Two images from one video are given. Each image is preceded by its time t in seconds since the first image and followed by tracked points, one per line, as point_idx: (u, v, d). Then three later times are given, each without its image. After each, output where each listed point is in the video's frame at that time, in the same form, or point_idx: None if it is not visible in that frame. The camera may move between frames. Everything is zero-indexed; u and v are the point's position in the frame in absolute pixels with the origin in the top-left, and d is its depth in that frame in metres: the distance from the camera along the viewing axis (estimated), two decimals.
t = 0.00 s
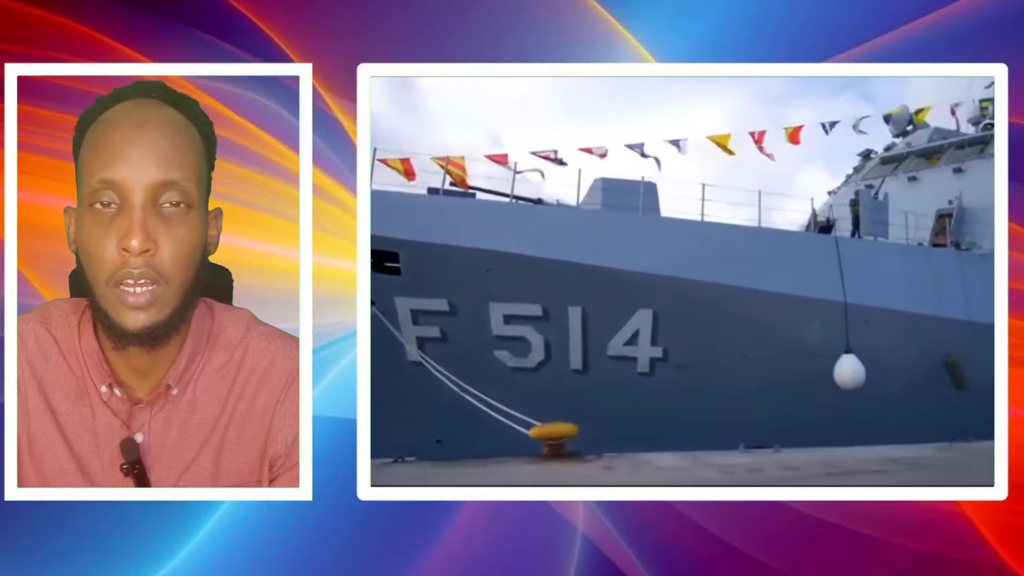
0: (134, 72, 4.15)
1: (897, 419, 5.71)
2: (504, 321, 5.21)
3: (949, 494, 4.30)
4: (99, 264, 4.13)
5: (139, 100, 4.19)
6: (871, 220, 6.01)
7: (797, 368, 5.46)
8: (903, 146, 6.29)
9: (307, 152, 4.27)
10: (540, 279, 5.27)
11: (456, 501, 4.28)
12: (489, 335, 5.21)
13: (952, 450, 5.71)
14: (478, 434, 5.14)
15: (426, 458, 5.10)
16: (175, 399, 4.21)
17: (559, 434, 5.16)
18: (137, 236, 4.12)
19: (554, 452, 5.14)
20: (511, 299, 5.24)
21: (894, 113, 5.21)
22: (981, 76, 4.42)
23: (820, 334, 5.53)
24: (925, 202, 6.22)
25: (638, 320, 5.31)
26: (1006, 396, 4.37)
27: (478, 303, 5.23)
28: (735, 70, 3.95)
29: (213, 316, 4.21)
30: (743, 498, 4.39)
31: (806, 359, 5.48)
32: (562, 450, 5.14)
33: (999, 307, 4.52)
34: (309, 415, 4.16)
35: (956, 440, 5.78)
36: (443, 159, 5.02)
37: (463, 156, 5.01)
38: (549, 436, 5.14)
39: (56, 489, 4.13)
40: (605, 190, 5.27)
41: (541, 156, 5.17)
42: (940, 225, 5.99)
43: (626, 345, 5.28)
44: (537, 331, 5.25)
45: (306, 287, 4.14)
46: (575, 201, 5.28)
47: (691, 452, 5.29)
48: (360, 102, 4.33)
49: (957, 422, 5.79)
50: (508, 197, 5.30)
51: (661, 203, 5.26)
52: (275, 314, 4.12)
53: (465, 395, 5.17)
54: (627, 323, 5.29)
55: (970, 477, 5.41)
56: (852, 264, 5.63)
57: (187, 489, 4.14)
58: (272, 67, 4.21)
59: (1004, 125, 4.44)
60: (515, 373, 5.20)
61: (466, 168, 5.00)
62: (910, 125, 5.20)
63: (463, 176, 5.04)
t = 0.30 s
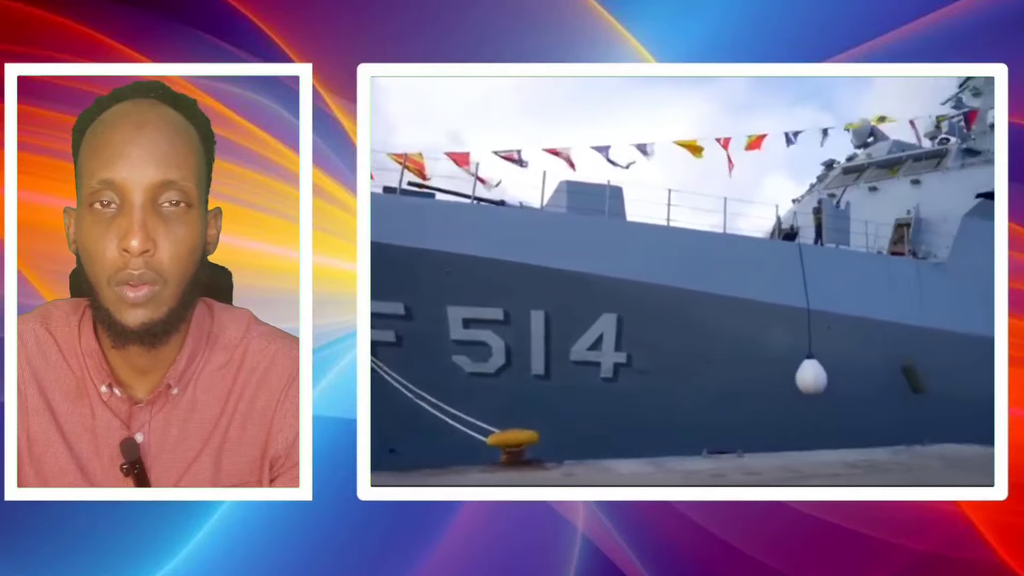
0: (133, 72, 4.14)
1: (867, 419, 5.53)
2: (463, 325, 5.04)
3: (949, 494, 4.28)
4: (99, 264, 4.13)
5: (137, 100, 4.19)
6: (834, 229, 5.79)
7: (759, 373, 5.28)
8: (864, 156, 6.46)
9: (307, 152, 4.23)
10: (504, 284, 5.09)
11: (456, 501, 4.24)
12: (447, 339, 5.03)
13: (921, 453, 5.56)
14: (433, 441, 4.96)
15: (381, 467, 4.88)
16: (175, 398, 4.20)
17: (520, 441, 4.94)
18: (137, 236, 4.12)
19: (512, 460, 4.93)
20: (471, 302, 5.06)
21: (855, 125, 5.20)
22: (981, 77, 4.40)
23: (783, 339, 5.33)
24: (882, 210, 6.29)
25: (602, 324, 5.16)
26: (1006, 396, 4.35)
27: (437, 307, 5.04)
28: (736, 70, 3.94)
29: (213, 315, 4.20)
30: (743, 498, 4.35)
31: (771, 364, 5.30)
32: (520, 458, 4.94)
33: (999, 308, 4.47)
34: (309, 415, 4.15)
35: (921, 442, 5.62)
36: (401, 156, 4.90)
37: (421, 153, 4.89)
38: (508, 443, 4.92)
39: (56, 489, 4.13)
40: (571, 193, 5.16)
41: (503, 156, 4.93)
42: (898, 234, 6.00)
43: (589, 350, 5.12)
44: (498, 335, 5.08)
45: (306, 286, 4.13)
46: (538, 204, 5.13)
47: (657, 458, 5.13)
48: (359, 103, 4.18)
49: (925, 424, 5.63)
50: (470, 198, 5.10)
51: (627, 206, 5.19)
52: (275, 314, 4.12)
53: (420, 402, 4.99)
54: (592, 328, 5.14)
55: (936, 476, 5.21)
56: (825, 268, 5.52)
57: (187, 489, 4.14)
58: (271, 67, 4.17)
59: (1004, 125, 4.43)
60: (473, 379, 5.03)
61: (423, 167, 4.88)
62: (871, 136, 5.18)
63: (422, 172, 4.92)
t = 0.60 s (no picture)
0: (134, 73, 4.14)
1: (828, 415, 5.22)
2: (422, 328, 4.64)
3: (949, 494, 4.22)
4: (100, 264, 4.13)
5: (137, 100, 4.18)
6: (798, 232, 5.53)
7: (745, 374, 4.97)
8: (829, 162, 5.91)
9: (307, 152, 4.18)
10: (465, 284, 4.72)
11: (454, 501, 4.15)
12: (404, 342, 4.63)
13: (882, 453, 5.23)
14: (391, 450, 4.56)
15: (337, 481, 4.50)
16: (174, 398, 4.20)
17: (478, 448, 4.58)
18: (137, 236, 4.11)
19: (474, 466, 4.58)
20: (430, 302, 4.66)
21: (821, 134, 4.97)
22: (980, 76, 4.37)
23: (751, 339, 5.01)
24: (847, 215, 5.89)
25: (570, 326, 4.80)
26: (1006, 395, 4.29)
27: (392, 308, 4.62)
28: (737, 69, 3.94)
29: (213, 315, 4.20)
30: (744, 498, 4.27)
31: (740, 365, 4.97)
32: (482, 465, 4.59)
33: (998, 308, 4.39)
34: (309, 415, 4.15)
35: (883, 442, 5.30)
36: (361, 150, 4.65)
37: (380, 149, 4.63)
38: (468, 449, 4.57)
39: (56, 489, 4.13)
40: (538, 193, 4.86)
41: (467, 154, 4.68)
42: (862, 237, 5.64)
43: (556, 352, 4.75)
44: (459, 337, 4.69)
45: (306, 287, 4.11)
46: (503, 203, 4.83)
47: (621, 461, 4.78)
48: (359, 103, 4.10)
49: (887, 424, 5.34)
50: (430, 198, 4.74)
51: (594, 207, 4.88)
52: (275, 314, 4.12)
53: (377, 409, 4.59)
54: (556, 331, 4.76)
55: (900, 476, 4.87)
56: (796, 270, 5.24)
57: (187, 489, 4.14)
58: (272, 68, 4.13)
59: (1003, 125, 4.41)
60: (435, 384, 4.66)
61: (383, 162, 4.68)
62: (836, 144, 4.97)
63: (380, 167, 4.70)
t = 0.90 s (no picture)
0: (134, 73, 4.13)
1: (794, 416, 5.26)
2: (382, 333, 4.54)
3: (949, 494, 4.21)
4: (100, 264, 4.12)
5: (137, 100, 4.17)
6: (767, 237, 5.46)
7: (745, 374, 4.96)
8: (796, 168, 6.03)
9: (307, 152, 4.17)
10: (431, 288, 4.62)
11: (455, 501, 4.14)
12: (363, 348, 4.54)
13: (847, 455, 5.25)
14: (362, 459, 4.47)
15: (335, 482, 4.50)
16: (174, 398, 4.20)
17: (444, 455, 4.48)
18: (137, 235, 4.11)
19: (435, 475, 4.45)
20: (391, 307, 4.57)
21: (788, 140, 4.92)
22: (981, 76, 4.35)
23: (717, 345, 5.02)
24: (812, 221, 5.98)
25: (536, 331, 4.74)
26: (1006, 395, 4.29)
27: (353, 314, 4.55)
28: (737, 69, 3.93)
29: (213, 315, 4.21)
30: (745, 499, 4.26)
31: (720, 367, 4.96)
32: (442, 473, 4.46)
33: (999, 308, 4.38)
34: (309, 415, 4.15)
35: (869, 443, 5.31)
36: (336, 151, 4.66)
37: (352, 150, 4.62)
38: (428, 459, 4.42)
39: (56, 489, 4.13)
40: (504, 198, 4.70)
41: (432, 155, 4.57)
42: (828, 245, 5.74)
43: (521, 358, 4.70)
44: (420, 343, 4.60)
45: (306, 287, 4.11)
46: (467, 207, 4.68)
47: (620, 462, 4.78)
48: (359, 103, 4.09)
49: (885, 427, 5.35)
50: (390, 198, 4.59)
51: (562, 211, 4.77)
52: (275, 314, 4.12)
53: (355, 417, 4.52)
54: (523, 337, 4.72)
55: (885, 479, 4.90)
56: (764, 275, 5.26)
57: (187, 489, 4.14)
58: (272, 68, 4.13)
59: (1003, 125, 4.40)
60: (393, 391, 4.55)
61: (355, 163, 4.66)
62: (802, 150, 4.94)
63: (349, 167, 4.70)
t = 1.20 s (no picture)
0: (134, 73, 4.13)
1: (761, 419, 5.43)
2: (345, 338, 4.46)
3: (949, 494, 4.21)
4: (100, 264, 4.12)
5: (137, 100, 4.18)
6: (740, 243, 5.68)
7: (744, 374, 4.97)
8: (768, 174, 6.47)
9: (307, 152, 4.17)
10: (405, 291, 4.52)
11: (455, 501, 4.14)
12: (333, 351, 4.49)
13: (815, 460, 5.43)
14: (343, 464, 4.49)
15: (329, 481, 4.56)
16: (174, 399, 4.20)
17: (407, 464, 4.41)
18: (137, 235, 4.11)
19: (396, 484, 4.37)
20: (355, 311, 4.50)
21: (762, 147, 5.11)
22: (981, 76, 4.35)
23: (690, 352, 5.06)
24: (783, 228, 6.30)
25: (502, 335, 4.68)
26: (1005, 396, 4.28)
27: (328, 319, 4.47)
28: (737, 69, 3.94)
29: (213, 315, 4.21)
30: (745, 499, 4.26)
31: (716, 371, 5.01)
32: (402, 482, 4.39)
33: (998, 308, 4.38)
34: (309, 415, 4.14)
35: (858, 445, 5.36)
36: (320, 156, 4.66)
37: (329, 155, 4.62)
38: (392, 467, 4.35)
39: (56, 489, 4.13)
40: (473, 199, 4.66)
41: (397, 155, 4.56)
42: (800, 250, 5.94)
43: (488, 362, 4.63)
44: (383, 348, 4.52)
45: (306, 287, 4.10)
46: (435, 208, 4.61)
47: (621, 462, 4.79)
48: (359, 103, 4.09)
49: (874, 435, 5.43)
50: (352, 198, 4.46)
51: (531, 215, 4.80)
52: (275, 314, 4.12)
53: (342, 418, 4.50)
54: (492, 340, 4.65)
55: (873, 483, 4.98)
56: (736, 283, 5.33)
57: (187, 489, 4.14)
58: (272, 69, 4.13)
59: (1003, 125, 4.40)
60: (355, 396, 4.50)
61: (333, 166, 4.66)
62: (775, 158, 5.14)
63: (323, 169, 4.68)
